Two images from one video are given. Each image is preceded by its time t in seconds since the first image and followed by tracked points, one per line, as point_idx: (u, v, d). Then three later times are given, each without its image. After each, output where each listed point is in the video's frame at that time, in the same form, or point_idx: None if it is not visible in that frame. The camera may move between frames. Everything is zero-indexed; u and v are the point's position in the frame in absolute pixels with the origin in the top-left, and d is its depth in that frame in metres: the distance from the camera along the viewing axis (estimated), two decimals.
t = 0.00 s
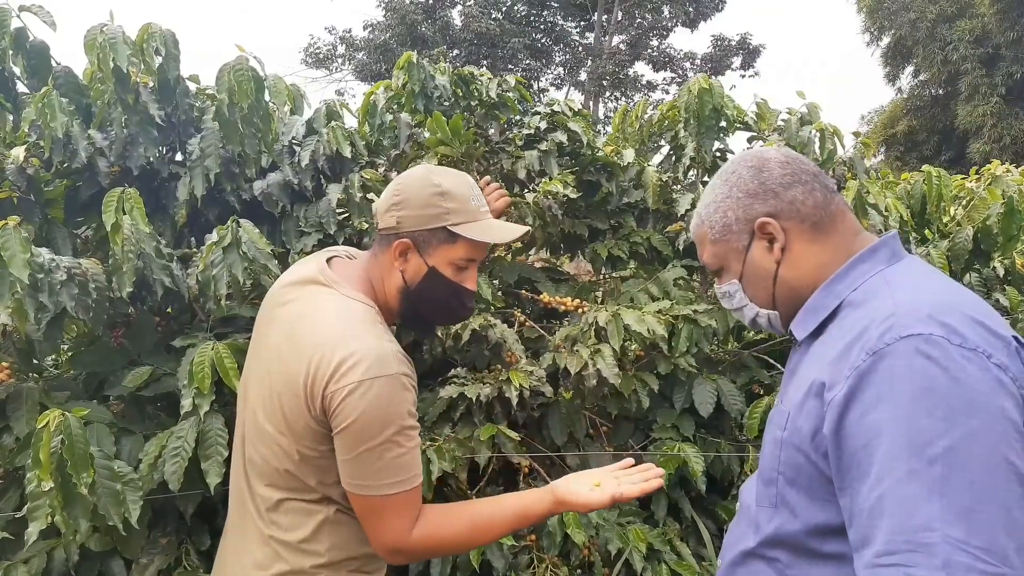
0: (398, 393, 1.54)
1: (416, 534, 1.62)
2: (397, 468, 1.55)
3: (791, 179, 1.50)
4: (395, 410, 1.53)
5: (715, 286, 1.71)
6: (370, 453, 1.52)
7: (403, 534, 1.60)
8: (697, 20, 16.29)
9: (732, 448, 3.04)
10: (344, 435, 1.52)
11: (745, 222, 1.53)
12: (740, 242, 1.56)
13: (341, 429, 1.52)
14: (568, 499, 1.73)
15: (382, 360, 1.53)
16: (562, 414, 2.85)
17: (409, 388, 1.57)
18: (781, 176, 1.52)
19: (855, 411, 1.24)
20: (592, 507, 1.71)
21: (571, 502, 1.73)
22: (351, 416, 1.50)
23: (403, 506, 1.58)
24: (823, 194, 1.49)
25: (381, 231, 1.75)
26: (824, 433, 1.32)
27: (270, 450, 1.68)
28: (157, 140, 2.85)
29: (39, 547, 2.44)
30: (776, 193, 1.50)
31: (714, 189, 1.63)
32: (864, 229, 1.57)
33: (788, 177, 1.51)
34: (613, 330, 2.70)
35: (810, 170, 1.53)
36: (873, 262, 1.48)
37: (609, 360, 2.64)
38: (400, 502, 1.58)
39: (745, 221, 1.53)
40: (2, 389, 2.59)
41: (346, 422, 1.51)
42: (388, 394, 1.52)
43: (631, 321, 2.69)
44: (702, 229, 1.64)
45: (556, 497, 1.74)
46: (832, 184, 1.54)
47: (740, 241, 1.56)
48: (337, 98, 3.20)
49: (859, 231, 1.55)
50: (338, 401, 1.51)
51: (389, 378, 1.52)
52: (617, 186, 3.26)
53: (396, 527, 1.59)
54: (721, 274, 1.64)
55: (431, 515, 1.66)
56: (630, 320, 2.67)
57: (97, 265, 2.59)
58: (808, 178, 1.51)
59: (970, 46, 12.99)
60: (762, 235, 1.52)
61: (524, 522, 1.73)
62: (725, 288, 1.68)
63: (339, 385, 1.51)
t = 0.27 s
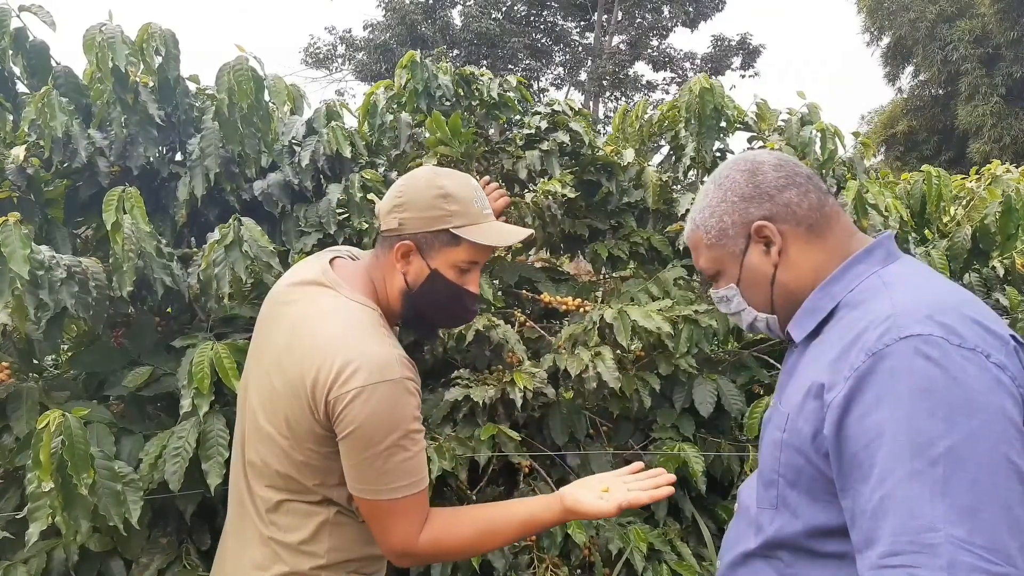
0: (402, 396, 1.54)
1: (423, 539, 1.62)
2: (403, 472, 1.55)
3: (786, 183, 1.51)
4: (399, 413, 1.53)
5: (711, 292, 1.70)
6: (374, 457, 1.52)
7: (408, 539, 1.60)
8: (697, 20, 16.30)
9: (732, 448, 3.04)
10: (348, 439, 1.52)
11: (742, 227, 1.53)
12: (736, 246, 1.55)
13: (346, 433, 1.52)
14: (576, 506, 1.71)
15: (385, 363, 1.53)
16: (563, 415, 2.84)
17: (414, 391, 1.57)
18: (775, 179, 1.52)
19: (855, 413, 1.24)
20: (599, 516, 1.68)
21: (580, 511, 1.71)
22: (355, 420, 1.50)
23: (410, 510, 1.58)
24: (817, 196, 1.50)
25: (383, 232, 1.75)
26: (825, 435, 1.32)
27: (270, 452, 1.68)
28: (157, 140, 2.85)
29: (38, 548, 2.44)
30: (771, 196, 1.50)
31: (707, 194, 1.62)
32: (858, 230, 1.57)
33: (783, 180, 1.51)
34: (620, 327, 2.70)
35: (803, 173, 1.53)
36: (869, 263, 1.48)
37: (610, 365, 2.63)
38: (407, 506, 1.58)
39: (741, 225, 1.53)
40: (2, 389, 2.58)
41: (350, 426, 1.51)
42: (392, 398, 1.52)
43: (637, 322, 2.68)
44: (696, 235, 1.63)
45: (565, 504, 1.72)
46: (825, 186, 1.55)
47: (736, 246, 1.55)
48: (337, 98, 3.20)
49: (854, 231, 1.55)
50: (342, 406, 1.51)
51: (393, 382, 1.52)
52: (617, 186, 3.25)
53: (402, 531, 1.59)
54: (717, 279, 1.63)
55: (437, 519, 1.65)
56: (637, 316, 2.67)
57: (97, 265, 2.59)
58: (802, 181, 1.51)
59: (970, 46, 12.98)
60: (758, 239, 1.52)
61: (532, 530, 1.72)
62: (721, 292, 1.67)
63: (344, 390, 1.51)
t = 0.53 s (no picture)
0: (405, 400, 1.53)
1: (426, 544, 1.61)
2: (407, 476, 1.55)
3: (779, 186, 1.50)
4: (402, 416, 1.53)
5: (707, 295, 1.69)
6: (377, 461, 1.52)
7: (411, 543, 1.60)
8: (697, 20, 16.30)
9: (732, 449, 3.04)
10: (352, 442, 1.52)
11: (736, 230, 1.52)
12: (731, 250, 1.55)
13: (349, 437, 1.52)
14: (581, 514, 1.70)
15: (387, 366, 1.53)
16: (563, 415, 2.83)
17: (417, 395, 1.57)
18: (769, 182, 1.51)
19: (854, 412, 1.24)
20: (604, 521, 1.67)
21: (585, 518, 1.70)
22: (357, 423, 1.50)
23: (414, 514, 1.58)
24: (811, 198, 1.50)
25: (387, 234, 1.75)
26: (824, 435, 1.32)
27: (270, 453, 1.68)
28: (156, 140, 2.85)
29: (37, 548, 2.44)
30: (765, 199, 1.50)
31: (700, 198, 1.62)
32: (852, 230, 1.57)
33: (776, 182, 1.51)
34: (619, 328, 2.69)
35: (796, 175, 1.53)
36: (864, 263, 1.48)
37: (610, 365, 2.63)
38: (411, 510, 1.58)
39: (736, 229, 1.52)
40: (2, 389, 2.58)
41: (353, 429, 1.51)
42: (394, 401, 1.52)
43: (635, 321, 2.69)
44: (691, 240, 1.62)
45: (570, 512, 1.71)
46: (818, 187, 1.54)
47: (731, 250, 1.55)
48: (337, 98, 3.19)
49: (849, 232, 1.55)
50: (345, 409, 1.51)
51: (396, 386, 1.52)
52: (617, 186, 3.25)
53: (405, 536, 1.59)
54: (713, 283, 1.63)
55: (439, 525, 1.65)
56: (635, 317, 2.67)
57: (97, 266, 2.58)
58: (795, 183, 1.51)
59: (970, 46, 12.98)
60: (753, 242, 1.51)
61: (536, 538, 1.71)
62: (718, 296, 1.67)
63: (346, 395, 1.50)
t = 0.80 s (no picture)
0: (405, 401, 1.53)
1: (427, 544, 1.61)
2: (408, 477, 1.55)
3: (778, 187, 1.50)
4: (402, 417, 1.52)
5: (706, 297, 1.69)
6: (378, 462, 1.52)
7: (413, 544, 1.59)
8: (698, 20, 16.29)
9: (732, 448, 3.04)
10: (352, 443, 1.51)
11: (736, 232, 1.52)
12: (731, 252, 1.55)
13: (350, 437, 1.51)
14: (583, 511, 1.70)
15: (386, 367, 1.52)
16: (563, 416, 2.83)
17: (417, 396, 1.57)
18: (768, 184, 1.51)
19: (854, 413, 1.23)
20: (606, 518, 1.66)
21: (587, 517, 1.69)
22: (357, 424, 1.50)
23: (415, 515, 1.58)
24: (810, 200, 1.49)
25: (387, 234, 1.75)
26: (825, 436, 1.32)
27: (270, 453, 1.68)
28: (156, 140, 2.84)
29: (37, 549, 2.44)
30: (764, 201, 1.50)
31: (699, 200, 1.61)
32: (851, 231, 1.57)
33: (775, 184, 1.51)
34: (617, 330, 2.69)
35: (794, 177, 1.53)
36: (864, 263, 1.48)
37: (610, 365, 2.63)
38: (413, 511, 1.57)
39: (735, 231, 1.52)
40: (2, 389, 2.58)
41: (353, 430, 1.50)
42: (394, 402, 1.51)
43: (634, 323, 2.68)
44: (690, 242, 1.62)
45: (571, 510, 1.70)
46: (816, 188, 1.54)
47: (731, 252, 1.54)
48: (337, 98, 3.19)
49: (847, 232, 1.55)
50: (346, 411, 1.50)
51: (396, 386, 1.52)
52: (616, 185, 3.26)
53: (406, 536, 1.59)
54: (712, 285, 1.62)
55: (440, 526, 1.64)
56: (633, 320, 2.67)
57: (96, 267, 2.58)
58: (794, 185, 1.51)
59: (970, 46, 12.97)
60: (753, 244, 1.51)
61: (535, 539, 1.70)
62: (717, 298, 1.66)
63: (347, 396, 1.50)
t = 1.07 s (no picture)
0: (398, 400, 1.52)
1: (423, 543, 1.60)
2: (403, 476, 1.54)
3: (782, 187, 1.49)
4: (396, 416, 1.52)
5: (708, 297, 1.68)
6: (371, 461, 1.51)
7: (408, 543, 1.59)
8: (698, 20, 16.28)
9: (733, 449, 3.03)
10: (345, 442, 1.51)
11: (739, 232, 1.51)
12: (734, 252, 1.54)
13: (342, 436, 1.51)
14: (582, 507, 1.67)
15: (380, 366, 1.52)
16: (565, 417, 2.82)
17: (411, 395, 1.56)
18: (771, 183, 1.50)
19: (854, 414, 1.23)
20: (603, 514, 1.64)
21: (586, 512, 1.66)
22: (349, 423, 1.49)
23: (409, 514, 1.57)
24: (813, 200, 1.49)
25: (384, 234, 1.75)
26: (825, 437, 1.31)
27: (266, 453, 1.67)
28: (156, 140, 2.84)
29: (36, 549, 2.43)
30: (768, 200, 1.49)
31: (703, 199, 1.60)
32: (853, 231, 1.57)
33: (779, 184, 1.50)
34: (627, 335, 2.70)
35: (798, 176, 1.52)
36: (866, 264, 1.47)
37: (617, 374, 2.66)
38: (407, 510, 1.57)
39: (739, 230, 1.51)
40: (2, 389, 2.58)
41: (346, 429, 1.50)
42: (387, 401, 1.51)
43: (644, 331, 2.69)
44: (693, 241, 1.61)
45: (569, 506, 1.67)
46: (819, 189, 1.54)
47: (734, 252, 1.54)
48: (337, 98, 3.19)
49: (850, 232, 1.54)
50: (338, 409, 1.50)
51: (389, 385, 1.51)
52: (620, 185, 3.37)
53: (401, 536, 1.58)
54: (714, 285, 1.61)
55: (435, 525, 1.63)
56: (644, 325, 2.68)
57: (96, 266, 2.58)
58: (797, 185, 1.50)
59: (970, 46, 12.97)
60: (756, 243, 1.51)
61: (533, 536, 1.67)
62: (719, 297, 1.65)
63: (338, 394, 1.50)
